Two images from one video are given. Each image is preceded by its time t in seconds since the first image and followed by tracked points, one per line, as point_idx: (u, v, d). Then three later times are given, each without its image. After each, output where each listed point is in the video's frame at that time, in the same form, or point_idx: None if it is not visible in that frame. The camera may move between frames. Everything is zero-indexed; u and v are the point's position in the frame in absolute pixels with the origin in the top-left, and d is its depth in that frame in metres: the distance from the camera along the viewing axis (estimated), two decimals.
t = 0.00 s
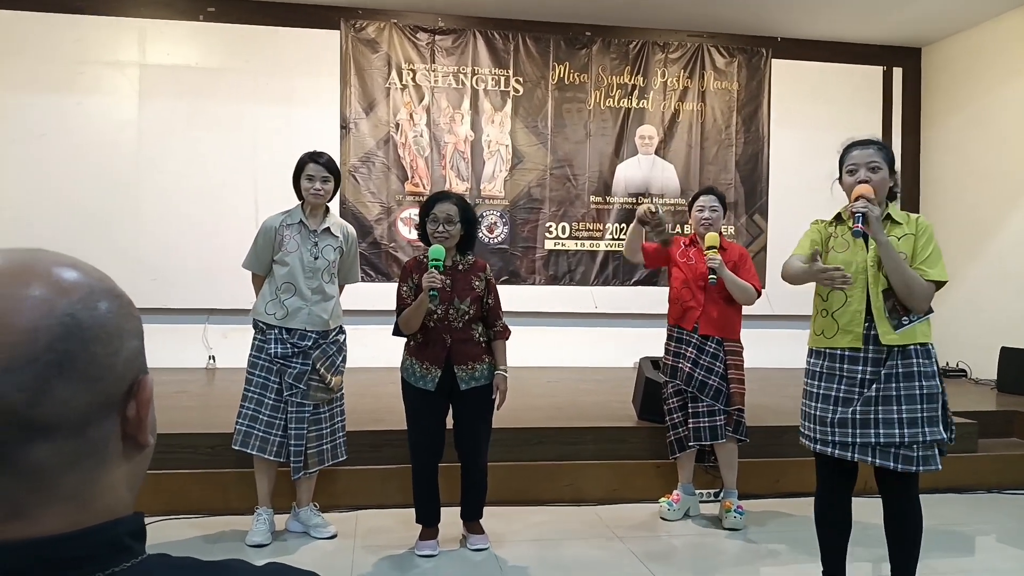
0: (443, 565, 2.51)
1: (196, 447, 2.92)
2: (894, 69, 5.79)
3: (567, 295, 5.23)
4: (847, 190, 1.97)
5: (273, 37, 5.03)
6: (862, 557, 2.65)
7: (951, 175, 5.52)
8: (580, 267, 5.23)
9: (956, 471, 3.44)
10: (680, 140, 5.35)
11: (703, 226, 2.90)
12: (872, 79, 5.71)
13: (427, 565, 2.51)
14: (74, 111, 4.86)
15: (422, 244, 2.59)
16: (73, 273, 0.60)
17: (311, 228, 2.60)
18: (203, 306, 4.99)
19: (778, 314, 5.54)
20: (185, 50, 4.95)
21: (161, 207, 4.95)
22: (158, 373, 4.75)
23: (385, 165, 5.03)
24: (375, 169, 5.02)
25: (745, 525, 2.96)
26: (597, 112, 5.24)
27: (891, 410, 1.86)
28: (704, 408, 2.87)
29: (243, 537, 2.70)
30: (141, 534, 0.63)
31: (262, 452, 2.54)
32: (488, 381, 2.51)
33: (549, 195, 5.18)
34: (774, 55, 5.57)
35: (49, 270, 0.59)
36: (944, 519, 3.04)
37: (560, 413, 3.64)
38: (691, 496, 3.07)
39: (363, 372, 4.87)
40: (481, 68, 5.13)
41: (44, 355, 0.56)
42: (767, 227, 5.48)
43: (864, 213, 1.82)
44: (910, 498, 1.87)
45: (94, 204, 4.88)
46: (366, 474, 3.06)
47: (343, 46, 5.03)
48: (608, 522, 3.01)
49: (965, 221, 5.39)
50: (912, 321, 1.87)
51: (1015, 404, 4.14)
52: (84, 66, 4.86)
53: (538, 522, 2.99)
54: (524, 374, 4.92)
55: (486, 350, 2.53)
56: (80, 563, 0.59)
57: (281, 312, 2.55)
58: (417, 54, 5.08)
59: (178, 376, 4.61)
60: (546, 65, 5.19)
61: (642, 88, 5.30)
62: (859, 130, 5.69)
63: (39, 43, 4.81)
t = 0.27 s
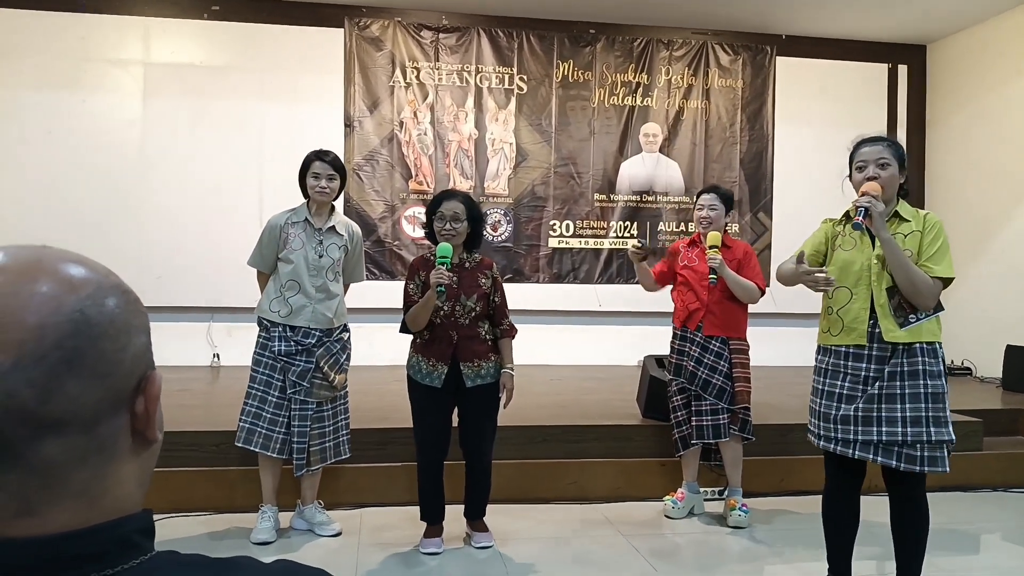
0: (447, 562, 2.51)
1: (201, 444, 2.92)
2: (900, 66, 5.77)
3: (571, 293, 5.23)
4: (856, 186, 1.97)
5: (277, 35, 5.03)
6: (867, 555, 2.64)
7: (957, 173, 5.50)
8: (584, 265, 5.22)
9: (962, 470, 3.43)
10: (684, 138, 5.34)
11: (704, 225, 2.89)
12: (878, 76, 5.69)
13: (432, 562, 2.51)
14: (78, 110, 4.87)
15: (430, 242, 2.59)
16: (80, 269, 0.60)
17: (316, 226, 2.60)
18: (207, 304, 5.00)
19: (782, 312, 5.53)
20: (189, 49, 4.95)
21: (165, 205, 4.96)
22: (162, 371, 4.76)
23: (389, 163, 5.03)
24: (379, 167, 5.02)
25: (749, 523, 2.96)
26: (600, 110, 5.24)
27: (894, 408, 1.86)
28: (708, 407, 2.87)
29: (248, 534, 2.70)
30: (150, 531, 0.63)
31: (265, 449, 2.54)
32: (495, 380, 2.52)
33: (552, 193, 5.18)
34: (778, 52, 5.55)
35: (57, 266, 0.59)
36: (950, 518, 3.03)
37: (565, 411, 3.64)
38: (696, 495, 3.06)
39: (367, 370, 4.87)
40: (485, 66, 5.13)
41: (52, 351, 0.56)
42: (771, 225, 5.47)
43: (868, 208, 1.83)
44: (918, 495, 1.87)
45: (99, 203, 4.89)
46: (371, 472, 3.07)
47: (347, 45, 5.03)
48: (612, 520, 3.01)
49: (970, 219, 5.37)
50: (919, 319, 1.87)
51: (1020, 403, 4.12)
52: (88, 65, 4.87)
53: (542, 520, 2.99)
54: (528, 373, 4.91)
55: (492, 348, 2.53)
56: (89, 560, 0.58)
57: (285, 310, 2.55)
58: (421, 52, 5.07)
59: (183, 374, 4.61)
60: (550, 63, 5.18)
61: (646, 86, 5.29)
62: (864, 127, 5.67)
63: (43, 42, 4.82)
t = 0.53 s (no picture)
0: (451, 560, 2.51)
1: (205, 443, 2.93)
2: (903, 63, 5.75)
3: (574, 291, 5.23)
4: (857, 184, 1.96)
5: (280, 34, 5.03)
6: (871, 553, 2.64)
7: (961, 170, 5.48)
8: (587, 263, 5.22)
9: (966, 468, 3.42)
10: (687, 136, 5.33)
11: (704, 223, 2.89)
12: (881, 74, 5.67)
13: (436, 560, 2.52)
14: (82, 108, 4.87)
15: (437, 240, 2.59)
16: (86, 268, 0.60)
17: (320, 225, 2.60)
18: (211, 302, 5.00)
19: (786, 310, 5.52)
20: (192, 48, 4.95)
21: (169, 204, 4.96)
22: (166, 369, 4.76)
23: (392, 161, 5.03)
24: (382, 165, 5.02)
25: (754, 521, 2.96)
26: (604, 108, 5.23)
27: (892, 406, 1.86)
28: (706, 404, 2.88)
29: (252, 532, 2.71)
30: (157, 530, 0.63)
31: (270, 447, 2.55)
32: (501, 378, 2.51)
33: (555, 191, 5.17)
34: (781, 49, 5.54)
35: (63, 266, 0.59)
36: (954, 516, 3.03)
37: (568, 409, 3.64)
38: (700, 492, 3.06)
39: (370, 368, 4.88)
40: (488, 64, 5.12)
41: (59, 351, 0.56)
42: (775, 223, 5.46)
43: (868, 207, 1.82)
44: (921, 493, 1.86)
45: (103, 201, 4.89)
46: (375, 470, 3.07)
47: (350, 43, 5.03)
48: (615, 518, 3.01)
49: (974, 216, 5.36)
50: (919, 317, 1.85)
51: None
52: (91, 63, 4.87)
53: (545, 518, 2.99)
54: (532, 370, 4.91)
55: (498, 346, 2.53)
56: (96, 559, 0.59)
57: (289, 309, 2.55)
58: (423, 50, 5.07)
59: (186, 372, 4.62)
60: (553, 61, 5.18)
61: (649, 83, 5.29)
62: (868, 124, 5.65)
63: (47, 41, 4.82)
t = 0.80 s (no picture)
0: (453, 559, 2.51)
1: (207, 441, 2.93)
2: (907, 62, 5.74)
3: (577, 291, 5.23)
4: (853, 185, 1.96)
5: (283, 32, 5.03)
6: (873, 553, 2.63)
7: (964, 170, 5.47)
8: (589, 262, 5.22)
9: (969, 468, 3.42)
10: (690, 135, 5.32)
11: (707, 222, 2.89)
12: (884, 73, 5.66)
13: (439, 559, 2.52)
14: (85, 106, 4.87)
15: (443, 239, 2.59)
16: (93, 270, 0.60)
17: (323, 224, 2.60)
18: (213, 301, 5.00)
19: (788, 309, 5.51)
20: (195, 46, 4.96)
21: (171, 202, 4.97)
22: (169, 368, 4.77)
23: (395, 160, 5.03)
24: (384, 164, 5.02)
25: (756, 521, 2.95)
26: (606, 107, 5.23)
27: (892, 406, 1.86)
28: (705, 404, 2.88)
29: (255, 531, 2.71)
30: (164, 531, 0.63)
31: (273, 446, 2.55)
32: (507, 376, 2.52)
33: (558, 190, 5.17)
34: (784, 49, 5.53)
35: (70, 268, 0.59)
36: (956, 516, 3.02)
37: (570, 409, 3.64)
38: (702, 492, 3.06)
39: (373, 367, 4.88)
40: (490, 63, 5.12)
41: (67, 353, 0.56)
42: (778, 222, 5.45)
43: (865, 209, 1.80)
44: (922, 492, 1.86)
45: (105, 200, 4.90)
46: (377, 469, 3.07)
47: (352, 42, 5.03)
48: (618, 517, 3.01)
49: (978, 216, 5.35)
50: (918, 317, 1.86)
51: None
52: (94, 62, 4.88)
53: (548, 517, 2.99)
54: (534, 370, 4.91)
55: (504, 345, 2.53)
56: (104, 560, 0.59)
57: (292, 308, 2.56)
58: (426, 49, 5.07)
59: (189, 371, 4.63)
60: (556, 59, 5.17)
61: (652, 82, 5.28)
62: (871, 124, 5.65)
63: (50, 40, 4.83)
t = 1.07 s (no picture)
0: (459, 558, 2.52)
1: (214, 439, 2.93)
2: (913, 60, 5.72)
3: (582, 290, 5.22)
4: (851, 186, 1.95)
5: (288, 31, 5.04)
6: (878, 553, 2.63)
7: (971, 168, 5.45)
8: (594, 261, 5.21)
9: (976, 468, 3.41)
10: (696, 134, 5.31)
11: (714, 221, 2.88)
12: (891, 72, 5.64)
13: (445, 558, 2.52)
14: (91, 105, 4.88)
15: (453, 239, 2.60)
16: (109, 272, 0.60)
17: (330, 224, 2.60)
18: (219, 300, 5.01)
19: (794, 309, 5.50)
20: (201, 45, 4.96)
21: (177, 201, 4.97)
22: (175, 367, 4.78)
23: (400, 159, 5.03)
24: (390, 163, 5.02)
25: (763, 521, 2.95)
26: (612, 106, 5.22)
27: (899, 405, 1.85)
28: (711, 403, 2.86)
29: (261, 530, 2.72)
30: (180, 534, 0.65)
31: (281, 445, 2.56)
32: (515, 376, 2.52)
33: (563, 189, 5.16)
34: (790, 47, 5.51)
35: (86, 269, 0.59)
36: (963, 517, 3.01)
37: (576, 408, 3.64)
38: (708, 492, 3.06)
39: (378, 366, 4.88)
40: (496, 61, 5.11)
41: (85, 356, 0.56)
42: (784, 221, 5.44)
43: (864, 210, 1.79)
44: (928, 492, 1.86)
45: (115, 197, 4.92)
46: (383, 468, 3.08)
47: (358, 41, 5.03)
48: (623, 516, 3.01)
49: (984, 215, 5.32)
50: (921, 315, 1.85)
51: None
52: (100, 60, 4.89)
53: (553, 516, 2.99)
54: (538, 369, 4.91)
55: (512, 345, 2.53)
56: (120, 562, 0.60)
57: (299, 307, 2.56)
58: (431, 48, 5.07)
59: (195, 370, 4.64)
60: (561, 58, 5.17)
61: (658, 81, 5.27)
62: (877, 122, 5.63)
63: (57, 39, 4.84)
